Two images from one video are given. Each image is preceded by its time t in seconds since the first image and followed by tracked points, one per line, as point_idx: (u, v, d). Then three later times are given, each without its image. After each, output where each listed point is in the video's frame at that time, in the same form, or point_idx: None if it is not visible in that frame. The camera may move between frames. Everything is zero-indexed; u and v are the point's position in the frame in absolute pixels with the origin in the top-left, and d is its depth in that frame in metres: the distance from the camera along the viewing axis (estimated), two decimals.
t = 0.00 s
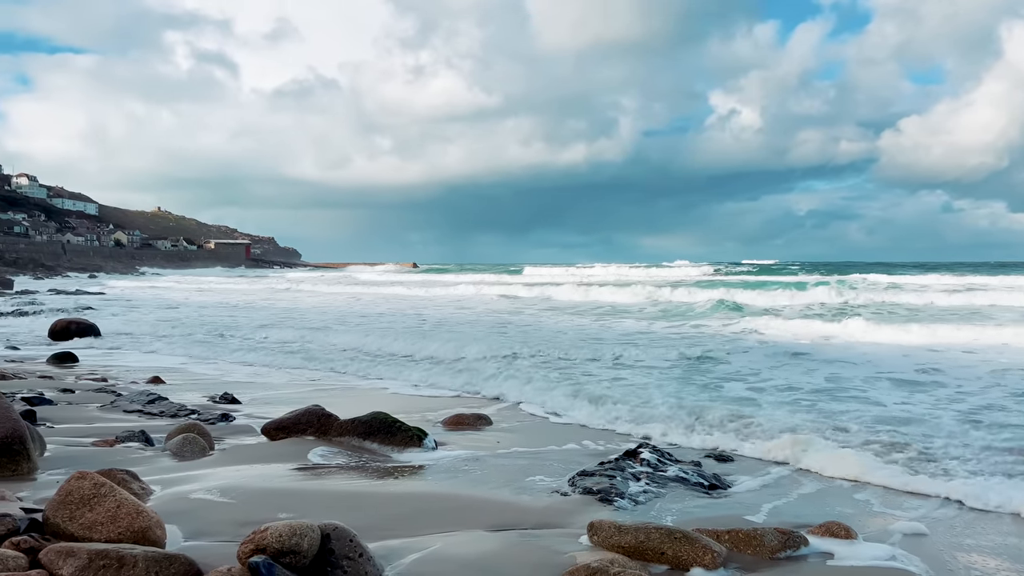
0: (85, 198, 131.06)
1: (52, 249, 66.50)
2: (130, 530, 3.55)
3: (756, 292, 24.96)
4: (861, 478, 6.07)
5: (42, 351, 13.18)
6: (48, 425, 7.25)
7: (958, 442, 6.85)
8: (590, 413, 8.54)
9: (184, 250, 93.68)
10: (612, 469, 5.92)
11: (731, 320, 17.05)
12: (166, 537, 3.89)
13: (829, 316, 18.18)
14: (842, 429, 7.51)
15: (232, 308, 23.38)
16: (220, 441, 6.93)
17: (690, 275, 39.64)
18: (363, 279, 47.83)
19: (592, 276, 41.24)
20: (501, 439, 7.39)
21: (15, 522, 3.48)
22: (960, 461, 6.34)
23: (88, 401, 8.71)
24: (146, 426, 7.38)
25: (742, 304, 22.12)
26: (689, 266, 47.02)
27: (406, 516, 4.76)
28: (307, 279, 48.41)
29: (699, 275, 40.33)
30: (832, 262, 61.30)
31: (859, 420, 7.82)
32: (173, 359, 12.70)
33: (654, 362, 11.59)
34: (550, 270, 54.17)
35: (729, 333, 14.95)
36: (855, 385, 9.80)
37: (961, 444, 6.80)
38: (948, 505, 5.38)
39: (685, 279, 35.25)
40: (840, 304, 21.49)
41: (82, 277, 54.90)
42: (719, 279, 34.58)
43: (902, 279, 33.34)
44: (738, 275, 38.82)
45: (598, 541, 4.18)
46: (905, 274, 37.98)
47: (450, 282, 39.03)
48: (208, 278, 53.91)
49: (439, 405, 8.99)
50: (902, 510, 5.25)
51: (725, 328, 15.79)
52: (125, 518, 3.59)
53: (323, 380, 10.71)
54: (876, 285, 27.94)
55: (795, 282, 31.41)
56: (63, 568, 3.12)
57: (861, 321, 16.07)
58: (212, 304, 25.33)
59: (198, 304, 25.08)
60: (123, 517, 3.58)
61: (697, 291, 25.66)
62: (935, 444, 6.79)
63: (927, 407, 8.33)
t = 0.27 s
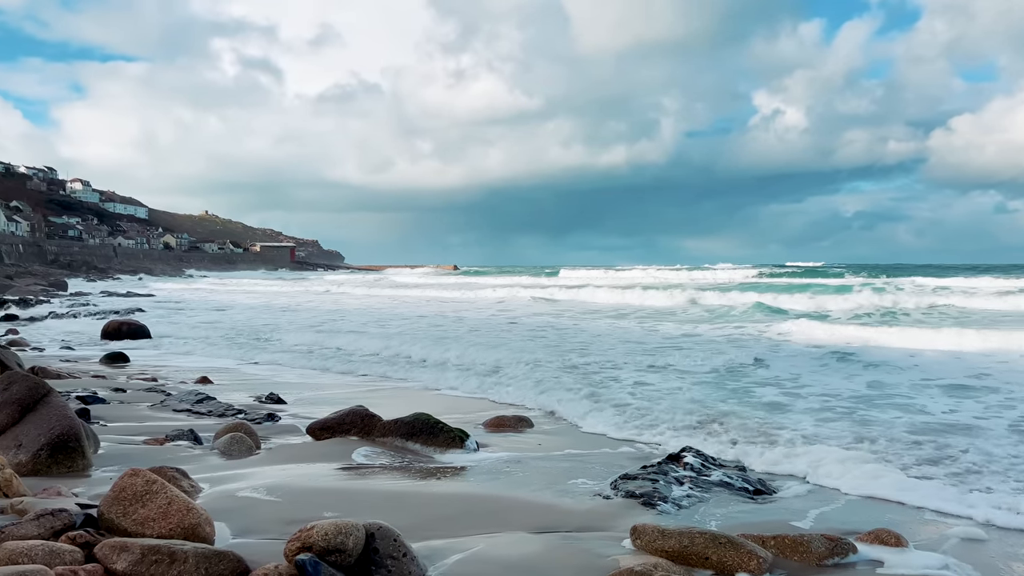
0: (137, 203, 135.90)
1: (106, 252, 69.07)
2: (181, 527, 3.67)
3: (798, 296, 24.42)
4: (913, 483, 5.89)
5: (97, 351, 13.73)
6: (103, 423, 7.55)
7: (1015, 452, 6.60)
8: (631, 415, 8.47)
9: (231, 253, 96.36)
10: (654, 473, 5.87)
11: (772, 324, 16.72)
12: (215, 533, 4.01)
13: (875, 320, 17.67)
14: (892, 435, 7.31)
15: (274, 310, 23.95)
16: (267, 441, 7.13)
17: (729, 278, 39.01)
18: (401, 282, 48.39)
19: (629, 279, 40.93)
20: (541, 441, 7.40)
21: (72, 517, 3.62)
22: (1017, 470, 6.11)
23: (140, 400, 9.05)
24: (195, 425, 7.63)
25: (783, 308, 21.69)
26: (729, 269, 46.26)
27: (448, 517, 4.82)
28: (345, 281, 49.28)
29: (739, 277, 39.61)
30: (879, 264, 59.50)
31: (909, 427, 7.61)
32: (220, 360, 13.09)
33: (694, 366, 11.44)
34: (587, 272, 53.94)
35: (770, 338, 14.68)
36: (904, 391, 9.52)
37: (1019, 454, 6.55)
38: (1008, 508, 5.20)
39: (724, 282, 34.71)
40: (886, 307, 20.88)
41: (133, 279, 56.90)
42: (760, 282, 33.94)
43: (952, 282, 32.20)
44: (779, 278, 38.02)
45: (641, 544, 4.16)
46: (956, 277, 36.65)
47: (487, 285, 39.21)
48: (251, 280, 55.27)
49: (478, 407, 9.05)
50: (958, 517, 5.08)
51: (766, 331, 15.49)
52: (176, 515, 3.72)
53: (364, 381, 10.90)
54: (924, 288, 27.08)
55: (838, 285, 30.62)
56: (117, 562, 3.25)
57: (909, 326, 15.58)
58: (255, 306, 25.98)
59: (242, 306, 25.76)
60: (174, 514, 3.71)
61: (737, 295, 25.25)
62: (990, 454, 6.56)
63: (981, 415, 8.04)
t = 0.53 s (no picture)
0: (184, 207, 140.05)
1: (153, 255, 71.27)
2: (227, 524, 3.80)
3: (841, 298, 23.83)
4: (966, 489, 5.70)
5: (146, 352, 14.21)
6: (153, 422, 7.82)
7: None
8: (671, 417, 8.39)
9: (273, 256, 98.59)
10: (696, 477, 5.80)
11: (813, 327, 16.35)
12: (260, 531, 4.12)
13: (922, 323, 17.14)
14: (942, 442, 7.09)
15: (313, 312, 24.40)
16: (309, 440, 7.28)
17: (769, 280, 38.23)
18: (436, 285, 48.76)
19: (666, 281, 40.45)
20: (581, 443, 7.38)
21: (122, 512, 3.77)
22: None
23: (187, 399, 9.34)
24: (240, 425, 7.85)
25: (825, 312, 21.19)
26: (769, 272, 45.39)
27: (488, 517, 4.86)
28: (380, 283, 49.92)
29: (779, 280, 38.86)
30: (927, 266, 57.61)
31: (959, 435, 7.36)
32: (262, 360, 13.42)
33: (735, 370, 11.26)
34: (624, 274, 53.48)
35: (812, 341, 14.36)
36: (954, 397, 9.21)
37: None
38: None
39: (764, 284, 34.05)
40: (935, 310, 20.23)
41: (179, 281, 58.61)
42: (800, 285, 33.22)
43: (1004, 285, 31.02)
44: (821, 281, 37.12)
45: (683, 548, 4.12)
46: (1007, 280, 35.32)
47: (522, 288, 39.26)
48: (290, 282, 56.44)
49: (514, 408, 9.08)
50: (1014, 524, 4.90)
51: (807, 335, 15.17)
52: (223, 512, 3.84)
53: (402, 382, 11.04)
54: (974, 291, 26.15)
55: (883, 288, 29.80)
56: (166, 557, 3.38)
57: (958, 331, 15.07)
58: (295, 308, 26.52)
59: (282, 308, 26.32)
60: (220, 512, 3.84)
61: (776, 298, 24.77)
62: None
63: None
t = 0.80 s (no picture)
0: (226, 210, 143.61)
1: (195, 256, 73.11)
2: (268, 521, 3.90)
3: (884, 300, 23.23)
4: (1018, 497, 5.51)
5: (189, 351, 14.60)
6: (197, 420, 8.04)
7: None
8: (710, 419, 8.29)
9: (311, 257, 100.44)
10: (734, 481, 5.73)
11: (855, 329, 15.97)
12: (300, 528, 4.22)
13: (970, 326, 16.60)
14: (993, 450, 6.86)
15: (349, 313, 24.75)
16: (348, 439, 7.41)
17: (808, 282, 37.40)
18: (469, 286, 49.00)
19: (701, 283, 39.88)
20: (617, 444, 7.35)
21: (167, 508, 3.87)
22: None
23: (229, 399, 9.58)
24: (281, 423, 8.04)
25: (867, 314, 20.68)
26: (808, 273, 44.46)
27: (524, 518, 4.87)
28: (413, 285, 50.37)
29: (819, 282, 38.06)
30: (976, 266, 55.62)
31: (1011, 442, 7.12)
32: (300, 360, 13.67)
33: (774, 373, 11.06)
34: (659, 275, 52.90)
35: (853, 344, 14.04)
36: (1006, 402, 8.91)
37: None
38: None
39: (802, 286, 33.33)
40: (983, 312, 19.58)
41: (220, 282, 60.02)
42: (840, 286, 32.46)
43: None
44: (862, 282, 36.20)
45: (722, 552, 4.07)
46: None
47: (555, 290, 39.15)
48: (327, 283, 57.39)
49: (549, 408, 9.08)
50: None
51: (848, 337, 14.83)
52: (264, 509, 3.94)
53: (438, 382, 11.13)
54: None
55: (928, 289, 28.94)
56: (210, 553, 3.47)
57: (1009, 334, 14.56)
58: (331, 309, 26.93)
59: (320, 309, 26.80)
60: (262, 509, 3.94)
61: (816, 299, 24.26)
62: None
63: None
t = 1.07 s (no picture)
0: (263, 213, 146.48)
1: (231, 256, 74.68)
2: (303, 519, 3.98)
3: (925, 301, 22.62)
4: None
5: (225, 351, 14.93)
6: (234, 419, 8.22)
7: None
8: (744, 421, 8.18)
9: (345, 258, 101.87)
10: (770, 484, 5.64)
11: (894, 331, 15.59)
12: (334, 526, 4.29)
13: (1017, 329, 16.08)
14: None
15: (380, 314, 25.02)
16: (381, 439, 7.50)
17: (844, 283, 36.59)
18: (500, 287, 49.15)
19: (734, 284, 39.29)
20: (650, 446, 7.29)
21: (204, 505, 3.96)
22: None
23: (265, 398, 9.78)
24: (316, 422, 8.19)
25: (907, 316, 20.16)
26: (845, 274, 43.51)
27: (556, 519, 4.88)
28: (444, 285, 50.71)
29: (856, 283, 37.25)
30: None
31: None
32: (333, 360, 13.88)
33: (810, 375, 10.86)
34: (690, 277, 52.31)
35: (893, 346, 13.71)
36: None
37: None
38: None
39: (838, 287, 32.59)
40: None
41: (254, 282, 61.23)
42: (879, 287, 31.70)
43: None
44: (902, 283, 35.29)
45: (757, 556, 4.02)
46: None
47: (584, 291, 39.00)
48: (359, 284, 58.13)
49: (580, 409, 9.06)
50: None
51: (888, 339, 14.49)
52: (299, 507, 4.02)
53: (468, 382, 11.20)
54: None
55: (972, 290, 28.11)
56: (246, 550, 3.54)
57: None
58: (362, 310, 27.27)
59: (353, 310, 27.16)
60: (297, 507, 4.02)
61: (854, 301, 23.74)
62: None
63: None
